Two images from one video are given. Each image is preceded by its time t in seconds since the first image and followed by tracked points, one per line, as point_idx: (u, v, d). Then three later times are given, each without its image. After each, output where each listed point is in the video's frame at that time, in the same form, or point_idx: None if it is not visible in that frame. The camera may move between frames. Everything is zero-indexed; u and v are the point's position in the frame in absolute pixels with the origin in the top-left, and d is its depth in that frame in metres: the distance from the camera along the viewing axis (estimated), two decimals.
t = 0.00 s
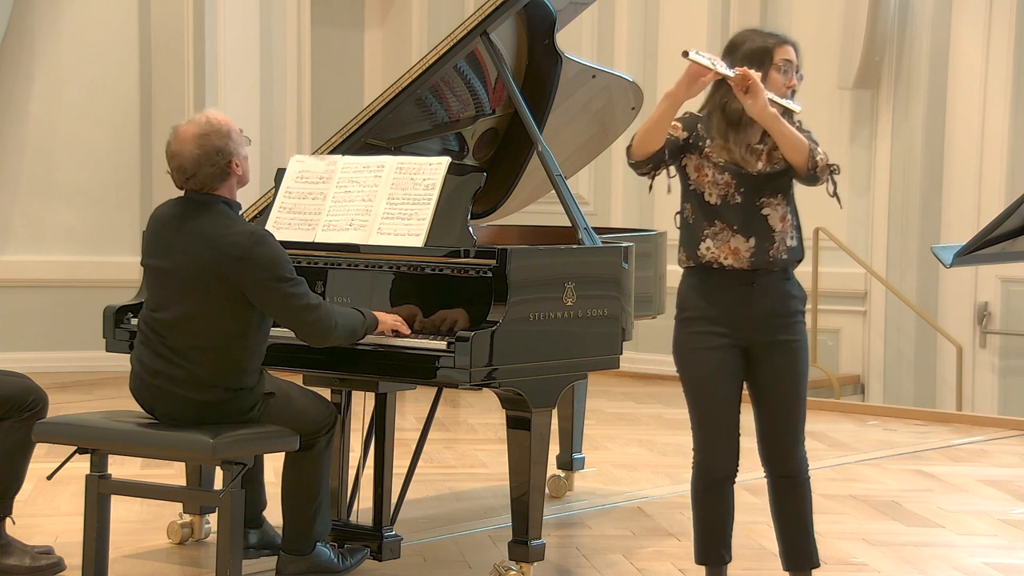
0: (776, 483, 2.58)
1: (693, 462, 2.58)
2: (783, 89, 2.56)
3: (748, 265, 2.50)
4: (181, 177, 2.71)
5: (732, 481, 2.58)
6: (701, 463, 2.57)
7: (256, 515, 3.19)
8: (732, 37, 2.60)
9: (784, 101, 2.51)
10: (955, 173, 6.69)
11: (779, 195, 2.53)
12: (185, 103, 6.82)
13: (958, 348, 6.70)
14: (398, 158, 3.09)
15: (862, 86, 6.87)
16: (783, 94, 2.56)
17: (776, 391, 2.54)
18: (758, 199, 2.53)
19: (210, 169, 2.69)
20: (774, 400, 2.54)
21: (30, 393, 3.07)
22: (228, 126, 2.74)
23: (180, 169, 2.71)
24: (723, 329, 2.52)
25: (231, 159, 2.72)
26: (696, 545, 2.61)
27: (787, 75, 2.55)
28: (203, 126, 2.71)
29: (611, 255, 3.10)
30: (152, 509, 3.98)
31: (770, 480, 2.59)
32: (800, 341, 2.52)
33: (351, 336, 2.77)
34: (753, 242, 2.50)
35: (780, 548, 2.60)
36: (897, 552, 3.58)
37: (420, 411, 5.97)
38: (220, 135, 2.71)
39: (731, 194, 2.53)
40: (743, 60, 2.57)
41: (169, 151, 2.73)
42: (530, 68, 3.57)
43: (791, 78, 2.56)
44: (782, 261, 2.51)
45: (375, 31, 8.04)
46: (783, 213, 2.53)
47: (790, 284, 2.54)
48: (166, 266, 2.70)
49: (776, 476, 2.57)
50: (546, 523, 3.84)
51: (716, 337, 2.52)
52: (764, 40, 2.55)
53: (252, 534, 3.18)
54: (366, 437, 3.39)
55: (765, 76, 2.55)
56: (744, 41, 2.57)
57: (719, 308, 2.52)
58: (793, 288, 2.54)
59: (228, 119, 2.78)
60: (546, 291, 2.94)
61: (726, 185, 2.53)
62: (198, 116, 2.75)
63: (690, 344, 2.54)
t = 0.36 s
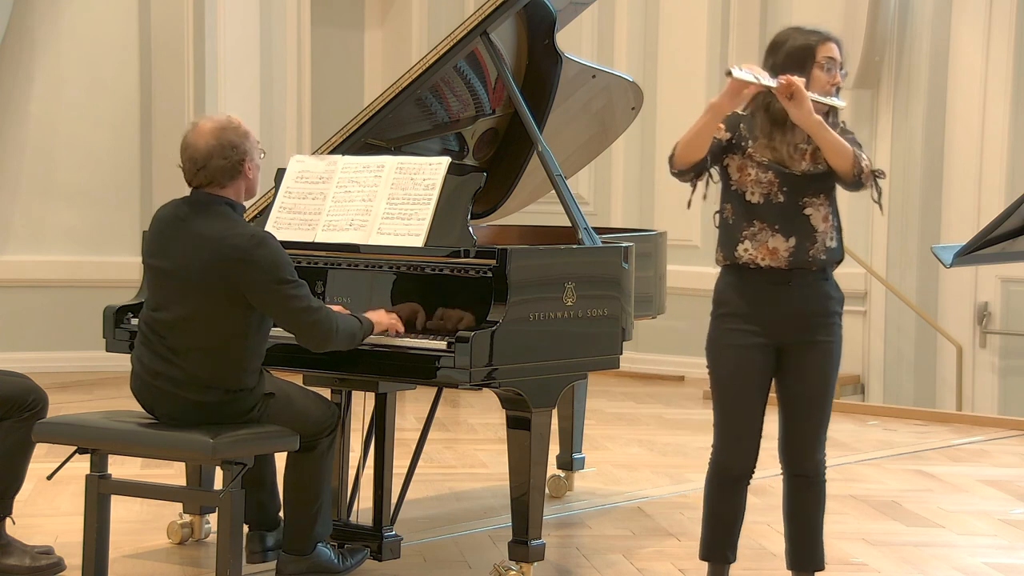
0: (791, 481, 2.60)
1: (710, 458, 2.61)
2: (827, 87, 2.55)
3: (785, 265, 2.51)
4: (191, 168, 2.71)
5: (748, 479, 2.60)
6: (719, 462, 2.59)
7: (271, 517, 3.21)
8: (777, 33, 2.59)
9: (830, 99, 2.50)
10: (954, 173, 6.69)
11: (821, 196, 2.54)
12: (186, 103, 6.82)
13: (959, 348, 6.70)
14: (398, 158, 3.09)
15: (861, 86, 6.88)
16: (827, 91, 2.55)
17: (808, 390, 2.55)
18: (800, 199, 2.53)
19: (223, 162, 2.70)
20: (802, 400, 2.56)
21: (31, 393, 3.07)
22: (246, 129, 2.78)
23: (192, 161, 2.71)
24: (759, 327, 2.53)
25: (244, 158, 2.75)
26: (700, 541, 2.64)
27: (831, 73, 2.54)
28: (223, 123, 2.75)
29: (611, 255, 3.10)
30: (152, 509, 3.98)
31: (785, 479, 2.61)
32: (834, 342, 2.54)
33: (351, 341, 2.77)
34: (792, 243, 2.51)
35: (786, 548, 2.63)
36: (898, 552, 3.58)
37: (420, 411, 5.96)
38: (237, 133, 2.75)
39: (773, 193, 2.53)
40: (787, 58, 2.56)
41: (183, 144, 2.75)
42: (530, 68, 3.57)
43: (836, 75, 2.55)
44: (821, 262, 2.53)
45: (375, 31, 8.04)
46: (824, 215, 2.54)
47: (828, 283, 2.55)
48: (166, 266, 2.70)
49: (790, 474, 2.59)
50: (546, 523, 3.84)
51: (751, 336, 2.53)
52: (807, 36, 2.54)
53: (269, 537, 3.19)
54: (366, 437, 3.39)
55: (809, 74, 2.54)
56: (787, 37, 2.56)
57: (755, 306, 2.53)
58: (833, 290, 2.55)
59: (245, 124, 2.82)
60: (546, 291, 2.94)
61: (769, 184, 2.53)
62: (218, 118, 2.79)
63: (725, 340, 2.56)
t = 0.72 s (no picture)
0: (804, 484, 2.61)
1: (724, 460, 2.62)
2: (864, 104, 2.54)
3: (814, 281, 2.51)
4: (201, 160, 2.73)
5: (760, 484, 2.61)
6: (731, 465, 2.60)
7: (275, 524, 3.11)
8: (811, 40, 2.52)
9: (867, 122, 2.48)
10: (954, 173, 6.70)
11: (852, 216, 2.56)
12: (186, 103, 6.83)
13: (958, 348, 6.73)
14: (398, 158, 3.09)
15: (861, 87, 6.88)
16: (863, 107, 2.53)
17: (829, 392, 2.54)
18: (831, 220, 2.54)
19: (232, 157, 2.72)
20: (821, 403, 2.56)
21: (31, 393, 3.07)
22: (259, 130, 2.80)
23: (203, 153, 2.73)
24: (782, 329, 2.53)
25: (254, 157, 2.76)
26: (705, 541, 2.68)
27: (868, 89, 2.51)
28: (238, 122, 2.77)
29: (611, 255, 3.10)
30: (152, 509, 3.98)
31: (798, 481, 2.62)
32: (857, 346, 2.53)
33: (350, 342, 2.78)
34: (822, 262, 2.51)
35: (792, 548, 2.64)
36: (897, 552, 3.58)
37: (420, 411, 5.96)
38: (251, 132, 2.77)
39: (806, 214, 2.54)
40: (823, 72, 2.52)
41: (197, 137, 2.77)
42: (530, 68, 3.57)
43: (873, 90, 2.52)
44: (848, 277, 2.53)
45: (376, 32, 8.04)
46: (855, 236, 2.55)
47: (854, 288, 2.55)
48: (167, 263, 2.70)
49: (804, 476, 2.60)
50: (546, 523, 3.84)
51: (775, 337, 2.54)
52: (846, 46, 2.49)
53: (274, 547, 3.10)
54: (367, 437, 3.39)
55: (848, 92, 2.52)
56: (824, 48, 2.50)
57: (780, 308, 2.53)
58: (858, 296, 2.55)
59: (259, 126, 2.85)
60: (546, 291, 2.94)
61: (802, 204, 2.54)
62: (234, 117, 2.82)
63: (749, 342, 2.56)
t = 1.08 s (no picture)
0: (811, 484, 2.61)
1: (729, 457, 2.63)
2: (882, 114, 2.51)
3: (822, 286, 2.51)
4: (211, 159, 2.75)
5: (765, 482, 2.61)
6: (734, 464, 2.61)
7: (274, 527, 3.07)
8: (835, 45, 2.51)
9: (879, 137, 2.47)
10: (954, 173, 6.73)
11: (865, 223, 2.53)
12: (186, 103, 6.83)
13: (959, 348, 6.75)
14: (398, 158, 3.09)
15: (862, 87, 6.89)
16: (882, 118, 2.51)
17: (839, 394, 2.55)
18: (842, 225, 2.53)
19: (242, 157, 2.74)
20: (830, 404, 2.56)
21: (31, 393, 3.07)
22: (270, 135, 2.82)
23: (214, 152, 2.76)
24: (791, 329, 2.54)
25: (264, 159, 2.78)
26: (709, 538, 2.68)
27: (887, 100, 2.49)
28: (250, 125, 2.79)
29: (611, 255, 3.10)
30: (152, 509, 3.98)
31: (805, 481, 2.62)
32: (869, 349, 2.53)
33: (366, 328, 2.79)
34: (830, 268, 2.50)
35: (793, 547, 2.64)
36: (898, 552, 3.58)
37: (420, 411, 5.96)
38: (261, 136, 2.78)
39: (815, 217, 2.53)
40: (842, 80, 2.52)
41: (209, 137, 2.79)
42: (530, 68, 3.57)
43: (892, 101, 2.50)
44: (859, 283, 2.52)
45: (376, 32, 8.04)
46: (867, 243, 2.52)
47: (868, 291, 2.55)
48: (172, 259, 2.70)
49: (811, 477, 2.61)
50: (546, 523, 3.84)
51: (785, 337, 2.54)
52: (869, 54, 2.48)
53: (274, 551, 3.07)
54: (367, 437, 3.39)
55: (866, 102, 2.51)
56: (846, 55, 2.50)
57: (790, 307, 2.54)
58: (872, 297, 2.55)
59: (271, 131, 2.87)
60: (546, 291, 2.94)
61: (812, 207, 2.53)
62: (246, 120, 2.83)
63: (759, 339, 2.58)
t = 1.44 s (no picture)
0: (812, 485, 2.60)
1: (730, 455, 2.63)
2: (887, 101, 2.50)
3: (821, 272, 2.51)
4: (211, 161, 2.75)
5: (766, 479, 2.61)
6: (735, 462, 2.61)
7: (275, 526, 3.09)
8: (845, 35, 2.55)
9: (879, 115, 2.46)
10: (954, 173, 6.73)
11: (865, 207, 2.52)
12: (186, 103, 6.82)
13: (959, 348, 6.76)
14: (398, 158, 3.09)
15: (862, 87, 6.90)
16: (886, 105, 2.50)
17: (841, 395, 2.55)
18: (841, 210, 2.52)
19: (242, 158, 2.73)
20: (831, 405, 2.56)
21: (31, 393, 3.07)
22: (268, 133, 2.82)
23: (213, 154, 2.75)
24: (792, 327, 2.54)
25: (264, 159, 2.77)
26: (711, 536, 2.67)
27: (891, 86, 2.48)
28: (248, 125, 2.78)
29: (611, 255, 3.11)
30: (152, 509, 3.98)
31: (806, 481, 2.62)
32: (872, 350, 2.53)
33: (364, 333, 2.79)
34: (830, 253, 2.50)
35: (794, 547, 2.64)
36: (898, 552, 3.57)
37: (420, 411, 5.96)
38: (260, 135, 2.78)
39: (814, 202, 2.54)
40: (849, 65, 2.53)
41: (207, 139, 2.79)
42: (530, 68, 3.57)
43: (896, 87, 2.48)
44: (861, 273, 2.50)
45: (376, 32, 8.04)
46: (868, 228, 2.51)
47: (873, 292, 2.54)
48: (175, 257, 2.70)
49: (812, 477, 2.60)
50: (546, 523, 3.84)
51: (786, 335, 2.55)
52: (874, 41, 2.49)
53: (274, 551, 3.09)
54: (367, 437, 3.39)
55: (868, 86, 2.51)
56: (852, 42, 2.52)
57: (790, 304, 2.55)
58: (877, 297, 2.54)
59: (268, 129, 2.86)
60: (546, 291, 2.94)
61: (810, 193, 2.54)
62: (242, 120, 2.83)
63: (760, 337, 2.58)
